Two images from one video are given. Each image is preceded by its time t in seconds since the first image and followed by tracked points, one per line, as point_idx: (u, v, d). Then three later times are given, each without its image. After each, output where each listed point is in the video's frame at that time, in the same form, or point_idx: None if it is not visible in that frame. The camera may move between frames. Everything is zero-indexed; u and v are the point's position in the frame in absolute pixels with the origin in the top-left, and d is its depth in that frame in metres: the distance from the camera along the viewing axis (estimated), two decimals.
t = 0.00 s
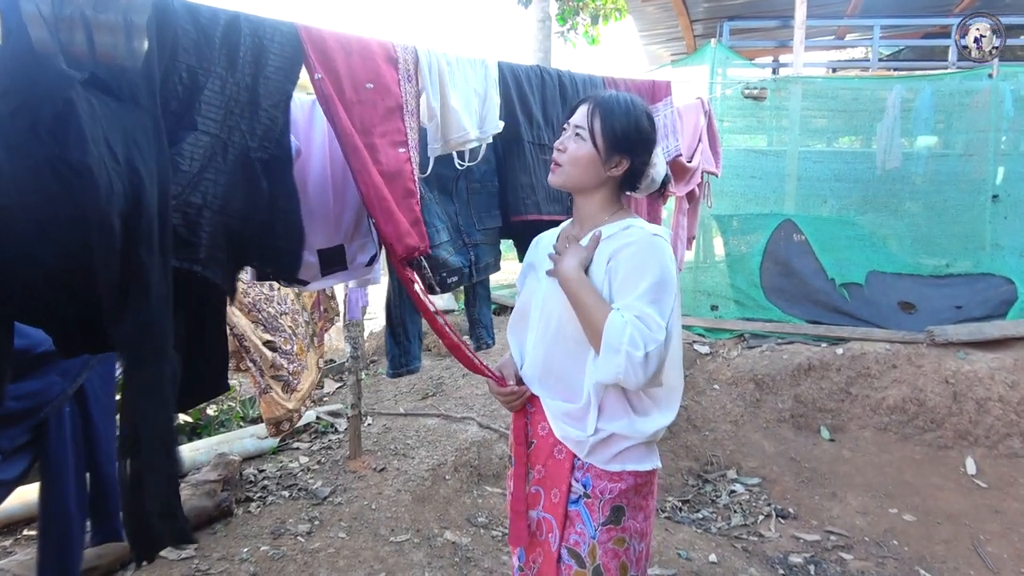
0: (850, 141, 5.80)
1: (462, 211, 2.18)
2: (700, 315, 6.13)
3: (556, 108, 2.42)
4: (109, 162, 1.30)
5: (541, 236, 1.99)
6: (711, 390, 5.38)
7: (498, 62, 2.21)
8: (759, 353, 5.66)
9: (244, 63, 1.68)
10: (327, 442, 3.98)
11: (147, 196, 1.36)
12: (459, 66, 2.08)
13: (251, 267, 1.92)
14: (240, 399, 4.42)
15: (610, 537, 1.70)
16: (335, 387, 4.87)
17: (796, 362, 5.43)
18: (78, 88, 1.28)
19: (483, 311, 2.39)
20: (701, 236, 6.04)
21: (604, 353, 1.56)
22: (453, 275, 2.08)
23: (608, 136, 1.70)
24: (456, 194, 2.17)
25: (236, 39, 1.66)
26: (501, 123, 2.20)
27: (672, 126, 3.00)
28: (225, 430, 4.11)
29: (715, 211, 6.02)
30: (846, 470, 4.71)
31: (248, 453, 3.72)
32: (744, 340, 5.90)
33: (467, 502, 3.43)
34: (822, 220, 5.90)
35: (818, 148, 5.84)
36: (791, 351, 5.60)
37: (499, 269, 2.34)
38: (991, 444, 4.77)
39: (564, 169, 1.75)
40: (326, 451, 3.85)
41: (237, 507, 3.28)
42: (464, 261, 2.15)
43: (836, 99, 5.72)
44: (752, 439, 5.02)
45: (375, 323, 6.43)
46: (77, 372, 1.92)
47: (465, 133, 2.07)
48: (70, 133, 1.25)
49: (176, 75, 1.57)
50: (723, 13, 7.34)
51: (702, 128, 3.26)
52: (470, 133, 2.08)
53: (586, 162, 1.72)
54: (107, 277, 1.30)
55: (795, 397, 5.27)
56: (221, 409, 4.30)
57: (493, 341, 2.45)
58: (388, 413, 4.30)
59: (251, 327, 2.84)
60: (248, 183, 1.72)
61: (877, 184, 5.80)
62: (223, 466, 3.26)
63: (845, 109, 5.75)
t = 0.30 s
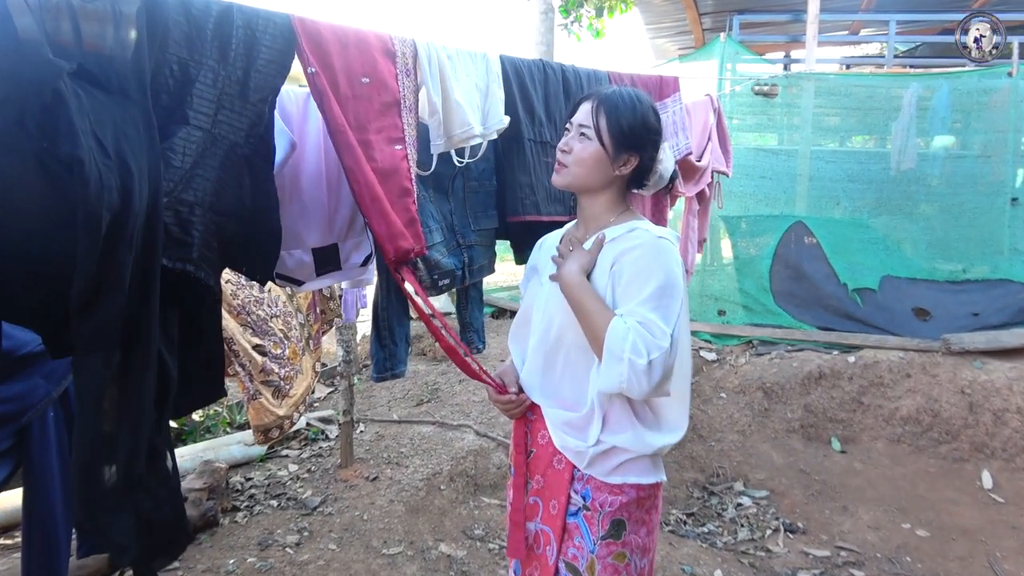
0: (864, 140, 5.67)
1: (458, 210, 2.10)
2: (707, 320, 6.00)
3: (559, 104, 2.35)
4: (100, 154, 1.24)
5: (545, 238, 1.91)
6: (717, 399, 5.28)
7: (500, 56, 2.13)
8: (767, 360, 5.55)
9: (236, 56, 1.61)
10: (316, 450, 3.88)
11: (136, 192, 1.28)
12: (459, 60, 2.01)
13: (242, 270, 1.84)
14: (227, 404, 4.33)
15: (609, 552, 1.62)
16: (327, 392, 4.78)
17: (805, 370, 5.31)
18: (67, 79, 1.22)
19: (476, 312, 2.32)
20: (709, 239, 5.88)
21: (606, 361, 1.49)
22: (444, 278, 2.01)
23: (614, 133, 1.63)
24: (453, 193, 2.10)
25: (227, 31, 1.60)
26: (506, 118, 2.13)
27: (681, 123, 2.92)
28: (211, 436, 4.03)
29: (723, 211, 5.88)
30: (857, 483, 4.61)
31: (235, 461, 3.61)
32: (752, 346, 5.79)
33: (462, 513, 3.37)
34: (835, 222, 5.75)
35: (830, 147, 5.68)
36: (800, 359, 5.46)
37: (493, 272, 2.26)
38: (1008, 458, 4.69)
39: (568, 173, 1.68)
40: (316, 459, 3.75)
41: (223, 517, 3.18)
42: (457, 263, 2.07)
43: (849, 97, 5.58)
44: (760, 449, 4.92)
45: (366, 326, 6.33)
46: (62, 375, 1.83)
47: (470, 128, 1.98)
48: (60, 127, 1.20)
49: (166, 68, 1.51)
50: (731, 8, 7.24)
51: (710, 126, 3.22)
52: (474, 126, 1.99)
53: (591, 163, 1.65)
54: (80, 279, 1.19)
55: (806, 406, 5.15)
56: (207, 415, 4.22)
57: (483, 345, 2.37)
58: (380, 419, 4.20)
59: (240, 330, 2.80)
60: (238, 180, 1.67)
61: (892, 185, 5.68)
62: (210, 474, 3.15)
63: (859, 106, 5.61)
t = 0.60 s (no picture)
0: (879, 140, 5.44)
1: (458, 212, 2.03)
2: (717, 326, 5.95)
3: (565, 101, 2.28)
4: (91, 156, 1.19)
5: (554, 241, 1.83)
6: (727, 408, 5.21)
7: (503, 51, 2.06)
8: (779, 368, 5.45)
9: (232, 52, 1.55)
10: (309, 460, 3.79)
11: (131, 192, 1.24)
12: (461, 55, 1.94)
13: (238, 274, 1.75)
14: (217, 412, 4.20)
15: (619, 568, 1.55)
16: (322, 398, 4.69)
17: (818, 379, 5.22)
18: (58, 77, 1.18)
19: (475, 318, 2.24)
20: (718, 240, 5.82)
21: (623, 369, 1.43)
22: (443, 283, 1.94)
23: (628, 134, 1.56)
24: (452, 194, 2.03)
25: (223, 26, 1.53)
26: (506, 117, 2.05)
27: (690, 122, 2.85)
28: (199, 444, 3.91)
29: (734, 213, 5.79)
30: (872, 496, 4.51)
31: (224, 470, 3.54)
32: (764, 353, 5.70)
33: (461, 527, 3.28)
34: (849, 224, 5.54)
35: (844, 147, 5.50)
36: (813, 366, 5.38)
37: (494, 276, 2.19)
38: None
39: (592, 182, 1.61)
40: (309, 470, 3.67)
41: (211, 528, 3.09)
42: (457, 267, 2.00)
43: (863, 94, 5.38)
44: (770, 460, 4.82)
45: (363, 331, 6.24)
46: (56, 379, 1.76)
47: (469, 128, 1.91)
48: (50, 125, 1.16)
49: (160, 65, 1.45)
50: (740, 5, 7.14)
51: (720, 124, 3.16)
52: (475, 126, 1.91)
53: (614, 168, 1.58)
54: (85, 280, 1.15)
55: (818, 416, 5.06)
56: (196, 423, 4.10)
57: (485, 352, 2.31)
58: (376, 428, 4.10)
59: (236, 334, 2.75)
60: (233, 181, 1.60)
61: (910, 186, 5.40)
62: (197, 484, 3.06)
63: (874, 104, 5.39)
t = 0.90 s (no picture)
0: (894, 139, 5.32)
1: (457, 213, 1.97)
2: (727, 333, 5.82)
3: (569, 99, 2.22)
4: (74, 156, 1.13)
5: (561, 244, 1.76)
6: (736, 417, 5.02)
7: (505, 47, 1.99)
8: (791, 376, 5.35)
9: (224, 47, 1.49)
10: (300, 471, 3.70)
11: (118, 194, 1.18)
12: (463, 51, 1.86)
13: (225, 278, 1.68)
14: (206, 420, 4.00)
15: None
16: (315, 407, 4.59)
17: (830, 389, 5.07)
18: (43, 76, 1.12)
19: (477, 324, 2.18)
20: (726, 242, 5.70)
21: (639, 379, 1.37)
22: (442, 286, 1.89)
23: (632, 140, 1.49)
24: (451, 194, 1.96)
25: (215, 21, 1.47)
26: (512, 114, 1.97)
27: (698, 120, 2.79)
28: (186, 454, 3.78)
29: (742, 215, 5.67)
30: (887, 510, 4.24)
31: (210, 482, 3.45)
32: (774, 360, 5.62)
33: (460, 540, 3.21)
34: (862, 227, 5.44)
35: (857, 147, 5.39)
36: (826, 375, 5.27)
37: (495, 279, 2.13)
38: None
39: (604, 196, 1.55)
40: (301, 481, 3.58)
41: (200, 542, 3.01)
42: (456, 269, 1.95)
43: (877, 92, 5.26)
44: (781, 472, 4.59)
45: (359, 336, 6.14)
46: (49, 384, 1.61)
47: (474, 124, 1.83)
48: (32, 125, 1.11)
49: (149, 62, 1.39)
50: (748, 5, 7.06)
51: (728, 123, 3.12)
52: (479, 124, 1.83)
53: (623, 176, 1.52)
54: (69, 283, 1.09)
55: (830, 427, 4.89)
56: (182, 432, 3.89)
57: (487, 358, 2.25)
58: (372, 438, 4.02)
59: (232, 338, 2.68)
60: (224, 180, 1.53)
61: (926, 187, 5.29)
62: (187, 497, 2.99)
63: (888, 103, 5.28)
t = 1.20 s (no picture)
0: (909, 138, 5.24)
1: (453, 214, 1.91)
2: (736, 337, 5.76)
3: (571, 96, 2.16)
4: (65, 152, 1.06)
5: (566, 245, 1.70)
6: (745, 425, 4.92)
7: (505, 42, 1.94)
8: (801, 382, 5.26)
9: (214, 43, 1.43)
10: (292, 481, 3.63)
11: (108, 196, 1.10)
12: (460, 46, 1.81)
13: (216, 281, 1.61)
14: (195, 428, 3.92)
15: None
16: (308, 414, 4.51)
17: (843, 396, 5.00)
18: (31, 68, 1.06)
19: (470, 330, 2.12)
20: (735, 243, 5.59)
21: (640, 385, 1.32)
22: (436, 289, 1.85)
23: (636, 139, 1.43)
24: (447, 195, 1.91)
25: (204, 16, 1.42)
26: (511, 112, 1.91)
27: (702, 118, 2.71)
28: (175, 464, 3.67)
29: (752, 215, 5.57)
30: (901, 522, 4.10)
31: (200, 492, 3.37)
32: (785, 366, 5.49)
33: (458, 553, 3.14)
34: (876, 229, 5.35)
35: (870, 145, 5.30)
36: (838, 382, 5.17)
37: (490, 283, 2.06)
38: None
39: (605, 199, 1.49)
40: (293, 491, 3.51)
41: (188, 556, 2.96)
42: (450, 273, 1.89)
43: (891, 88, 5.18)
44: (792, 483, 4.46)
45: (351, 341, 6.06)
46: (29, 393, 1.50)
47: (471, 122, 1.76)
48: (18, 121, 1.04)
49: (136, 58, 1.34)
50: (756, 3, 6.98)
51: (737, 120, 3.05)
52: (477, 122, 1.77)
53: (627, 177, 1.46)
54: (63, 287, 1.00)
55: (843, 436, 4.79)
56: (172, 442, 3.77)
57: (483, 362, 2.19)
58: (367, 447, 3.96)
59: (223, 342, 2.65)
60: (213, 182, 1.47)
61: (941, 186, 5.20)
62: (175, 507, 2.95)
63: (903, 99, 5.20)
